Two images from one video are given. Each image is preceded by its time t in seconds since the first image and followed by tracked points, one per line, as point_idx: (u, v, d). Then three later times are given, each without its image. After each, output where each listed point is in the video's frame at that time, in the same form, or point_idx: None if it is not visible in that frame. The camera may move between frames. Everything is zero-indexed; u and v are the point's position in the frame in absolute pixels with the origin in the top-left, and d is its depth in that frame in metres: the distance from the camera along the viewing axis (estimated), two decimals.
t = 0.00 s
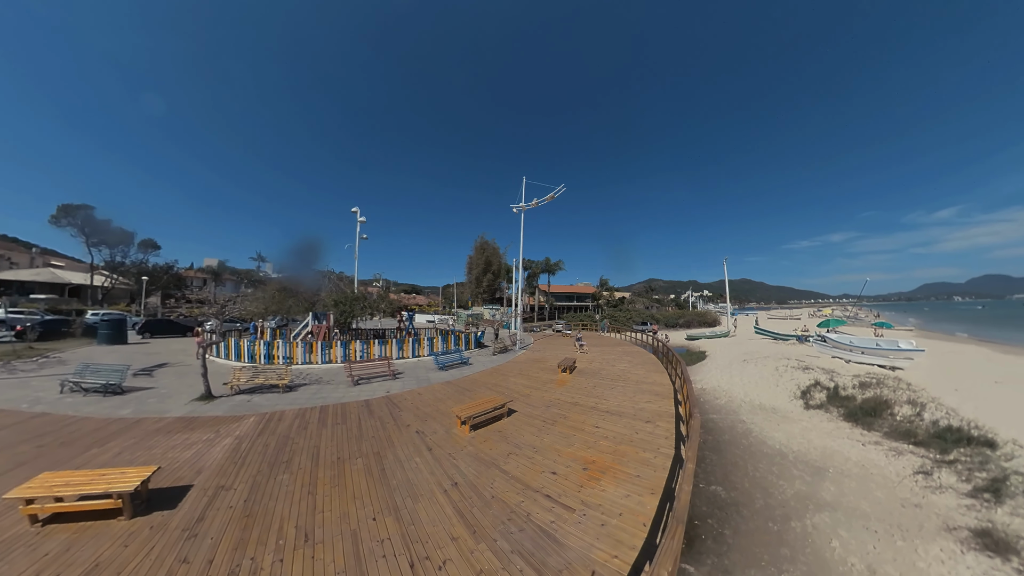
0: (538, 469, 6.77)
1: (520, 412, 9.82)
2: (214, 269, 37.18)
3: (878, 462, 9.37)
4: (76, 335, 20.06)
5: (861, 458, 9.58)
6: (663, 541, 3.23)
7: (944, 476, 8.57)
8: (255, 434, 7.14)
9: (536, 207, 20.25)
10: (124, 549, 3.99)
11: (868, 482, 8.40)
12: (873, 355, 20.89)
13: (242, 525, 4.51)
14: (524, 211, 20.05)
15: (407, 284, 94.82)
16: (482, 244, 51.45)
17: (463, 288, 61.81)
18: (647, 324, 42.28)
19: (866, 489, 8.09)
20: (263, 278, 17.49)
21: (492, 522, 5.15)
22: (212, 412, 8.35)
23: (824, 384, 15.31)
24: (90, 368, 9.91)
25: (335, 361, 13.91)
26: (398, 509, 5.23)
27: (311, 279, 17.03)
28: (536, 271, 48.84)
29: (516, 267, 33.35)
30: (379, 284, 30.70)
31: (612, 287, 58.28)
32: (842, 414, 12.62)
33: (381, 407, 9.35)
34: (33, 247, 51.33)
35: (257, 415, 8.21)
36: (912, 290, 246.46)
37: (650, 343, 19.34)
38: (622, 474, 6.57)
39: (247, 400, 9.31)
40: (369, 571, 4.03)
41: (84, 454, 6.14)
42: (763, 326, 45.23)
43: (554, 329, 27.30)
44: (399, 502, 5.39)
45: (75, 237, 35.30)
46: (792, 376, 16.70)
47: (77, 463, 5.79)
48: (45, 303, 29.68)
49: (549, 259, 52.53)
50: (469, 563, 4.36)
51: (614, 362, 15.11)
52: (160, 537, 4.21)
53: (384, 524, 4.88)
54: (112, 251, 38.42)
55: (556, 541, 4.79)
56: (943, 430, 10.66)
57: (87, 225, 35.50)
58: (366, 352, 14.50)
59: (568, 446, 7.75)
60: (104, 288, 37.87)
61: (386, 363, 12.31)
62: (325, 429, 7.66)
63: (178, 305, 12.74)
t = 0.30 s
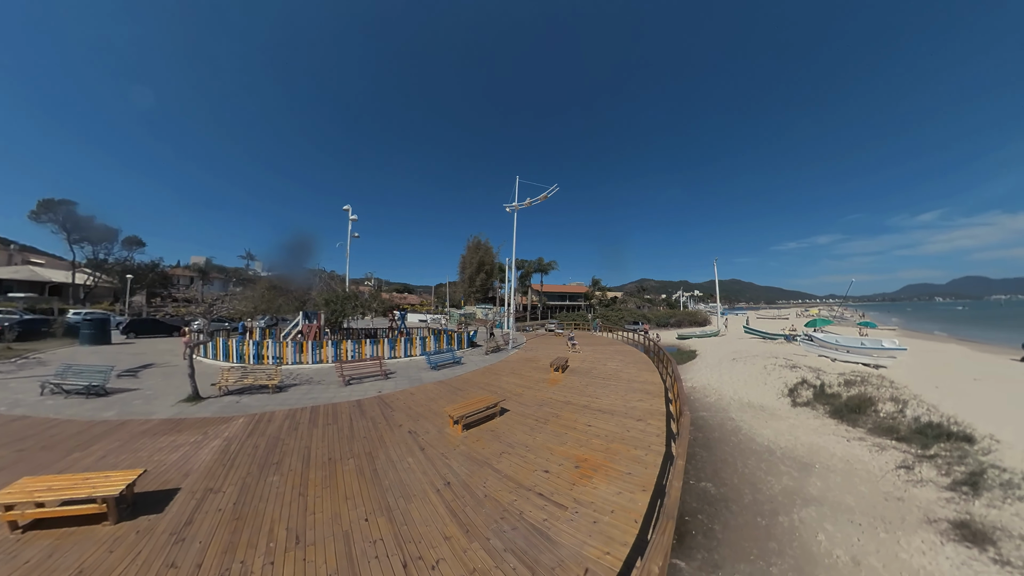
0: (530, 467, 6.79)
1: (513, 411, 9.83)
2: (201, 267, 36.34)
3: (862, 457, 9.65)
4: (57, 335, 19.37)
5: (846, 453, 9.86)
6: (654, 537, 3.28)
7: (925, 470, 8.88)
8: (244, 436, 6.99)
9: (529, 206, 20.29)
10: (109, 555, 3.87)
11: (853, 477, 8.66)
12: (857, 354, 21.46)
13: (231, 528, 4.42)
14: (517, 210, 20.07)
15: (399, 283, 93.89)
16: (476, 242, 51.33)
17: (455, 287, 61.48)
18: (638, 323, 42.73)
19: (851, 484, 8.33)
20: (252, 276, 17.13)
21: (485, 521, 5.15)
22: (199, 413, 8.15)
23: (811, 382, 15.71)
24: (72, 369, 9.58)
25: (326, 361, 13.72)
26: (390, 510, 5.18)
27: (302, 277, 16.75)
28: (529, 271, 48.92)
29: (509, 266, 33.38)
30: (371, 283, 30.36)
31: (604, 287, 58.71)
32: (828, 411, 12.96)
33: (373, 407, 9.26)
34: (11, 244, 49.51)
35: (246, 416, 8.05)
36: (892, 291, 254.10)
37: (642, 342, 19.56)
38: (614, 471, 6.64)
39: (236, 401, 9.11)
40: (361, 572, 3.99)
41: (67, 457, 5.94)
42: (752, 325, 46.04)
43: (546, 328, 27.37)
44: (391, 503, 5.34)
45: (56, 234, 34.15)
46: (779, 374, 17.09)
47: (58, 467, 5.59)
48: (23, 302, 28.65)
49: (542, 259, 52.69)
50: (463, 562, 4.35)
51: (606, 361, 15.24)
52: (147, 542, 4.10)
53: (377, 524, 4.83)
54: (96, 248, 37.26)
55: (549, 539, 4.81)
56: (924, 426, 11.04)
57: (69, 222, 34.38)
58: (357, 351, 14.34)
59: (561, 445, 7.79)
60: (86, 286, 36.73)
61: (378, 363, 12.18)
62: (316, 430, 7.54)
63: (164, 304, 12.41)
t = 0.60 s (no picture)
0: (522, 466, 6.81)
1: (505, 410, 9.84)
2: (189, 265, 35.43)
3: (847, 453, 9.93)
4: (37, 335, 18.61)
5: (832, 449, 10.14)
6: (643, 534, 3.33)
7: (907, 465, 9.19)
8: (233, 437, 6.84)
9: (523, 205, 20.33)
10: (93, 561, 3.76)
11: (838, 472, 8.91)
12: (843, 353, 22.08)
13: (220, 531, 4.32)
14: (510, 210, 20.06)
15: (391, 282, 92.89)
16: (469, 242, 51.14)
17: (448, 286, 61.15)
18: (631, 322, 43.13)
19: (836, 479, 8.57)
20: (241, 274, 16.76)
21: (477, 520, 5.15)
22: (186, 415, 7.94)
23: (799, 380, 16.09)
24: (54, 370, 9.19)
25: (317, 361, 13.52)
26: (382, 510, 5.14)
27: (292, 276, 16.46)
28: (522, 270, 48.94)
29: (502, 266, 33.34)
30: (362, 282, 30.01)
31: (596, 286, 59.16)
32: (814, 409, 13.29)
33: (365, 407, 9.17)
34: None
35: (235, 417, 7.87)
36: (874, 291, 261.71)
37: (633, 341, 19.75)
38: (605, 469, 6.70)
39: (224, 402, 8.90)
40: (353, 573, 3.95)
41: (47, 461, 5.72)
42: (740, 325, 46.92)
43: (538, 327, 27.45)
44: (383, 503, 5.29)
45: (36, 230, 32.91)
46: (768, 373, 17.46)
47: (37, 472, 5.39)
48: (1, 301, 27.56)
49: (535, 259, 52.79)
50: (455, 561, 4.35)
51: (598, 360, 15.35)
52: (132, 547, 3.98)
53: (368, 525, 4.78)
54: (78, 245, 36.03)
55: (541, 537, 4.84)
56: (906, 422, 11.41)
57: (50, 217, 33.17)
58: (348, 351, 14.17)
59: (552, 443, 7.83)
60: (67, 284, 35.50)
61: (370, 362, 12.05)
62: (306, 431, 7.42)
63: (149, 303, 12.07)
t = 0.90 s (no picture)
0: (515, 465, 6.81)
1: (498, 409, 9.84)
2: (175, 263, 34.49)
3: (833, 449, 10.20)
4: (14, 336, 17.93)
5: (818, 445, 10.40)
6: (635, 530, 3.37)
7: (890, 460, 9.48)
8: (221, 439, 6.69)
9: (516, 205, 20.33)
10: (76, 568, 3.64)
11: (824, 468, 9.15)
12: (829, 352, 22.70)
13: (208, 535, 4.23)
14: (504, 209, 20.03)
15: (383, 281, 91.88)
16: (462, 241, 50.84)
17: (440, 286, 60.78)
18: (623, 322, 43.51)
19: (822, 474, 8.81)
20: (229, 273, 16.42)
21: (469, 519, 5.14)
22: (172, 417, 7.74)
23: (787, 378, 16.46)
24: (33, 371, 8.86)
25: (307, 361, 13.31)
26: (374, 511, 5.09)
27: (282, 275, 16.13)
28: (515, 270, 48.91)
29: (495, 265, 33.28)
30: (354, 280, 29.68)
31: (588, 286, 59.52)
32: (802, 406, 13.61)
33: (356, 407, 9.06)
34: None
35: (223, 419, 7.70)
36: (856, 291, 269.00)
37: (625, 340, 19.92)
38: (597, 467, 6.76)
39: (212, 404, 8.70)
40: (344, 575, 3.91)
41: (26, 466, 5.51)
42: (733, 324, 47.52)
43: (531, 326, 27.50)
44: (375, 504, 5.24)
45: (14, 225, 31.67)
46: (756, 371, 17.81)
47: (15, 477, 5.19)
48: None
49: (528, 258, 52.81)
50: (448, 561, 4.34)
51: (590, 359, 15.46)
52: (117, 553, 3.87)
53: (360, 526, 4.73)
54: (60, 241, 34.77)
55: (533, 535, 4.86)
56: (889, 419, 11.77)
57: (29, 213, 31.95)
58: (340, 351, 13.98)
59: (545, 442, 7.86)
60: (47, 283, 34.29)
61: (361, 362, 11.91)
62: (296, 432, 7.30)
63: (133, 301, 11.72)
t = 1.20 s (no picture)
0: (509, 465, 6.81)
1: (491, 409, 9.82)
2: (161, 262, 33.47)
3: (821, 445, 10.48)
4: None
5: (807, 442, 10.67)
6: (630, 528, 3.40)
7: (875, 455, 9.79)
8: (210, 443, 6.53)
9: (509, 205, 20.36)
10: None
11: (813, 463, 9.40)
12: (817, 350, 23.28)
13: (198, 541, 4.13)
14: (497, 208, 20.01)
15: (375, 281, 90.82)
16: (454, 240, 50.57)
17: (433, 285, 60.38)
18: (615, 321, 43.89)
19: (810, 469, 9.05)
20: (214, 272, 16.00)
21: (465, 520, 5.13)
22: (158, 420, 7.51)
23: (776, 376, 16.84)
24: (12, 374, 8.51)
25: (298, 362, 13.08)
26: (368, 513, 5.03)
27: (272, 274, 15.81)
28: (508, 269, 48.86)
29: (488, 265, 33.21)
30: (345, 279, 29.27)
31: (580, 286, 59.91)
32: (790, 403, 13.95)
33: (348, 408, 8.94)
34: None
35: (212, 421, 7.51)
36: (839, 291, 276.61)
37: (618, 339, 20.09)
38: (591, 466, 6.81)
39: (199, 406, 8.49)
40: None
41: (4, 473, 5.29)
42: (723, 324, 48.34)
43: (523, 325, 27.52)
44: (369, 507, 5.17)
45: None
46: (746, 369, 18.19)
47: None
48: None
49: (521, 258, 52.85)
50: (444, 562, 4.32)
51: (583, 358, 15.55)
52: (102, 562, 3.74)
53: (354, 529, 4.67)
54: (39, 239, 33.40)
55: (529, 535, 4.87)
56: (873, 415, 12.15)
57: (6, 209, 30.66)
58: (331, 351, 13.78)
59: (539, 441, 7.88)
60: (25, 282, 32.97)
61: (353, 363, 11.76)
62: (287, 435, 7.16)
63: (117, 301, 11.35)
